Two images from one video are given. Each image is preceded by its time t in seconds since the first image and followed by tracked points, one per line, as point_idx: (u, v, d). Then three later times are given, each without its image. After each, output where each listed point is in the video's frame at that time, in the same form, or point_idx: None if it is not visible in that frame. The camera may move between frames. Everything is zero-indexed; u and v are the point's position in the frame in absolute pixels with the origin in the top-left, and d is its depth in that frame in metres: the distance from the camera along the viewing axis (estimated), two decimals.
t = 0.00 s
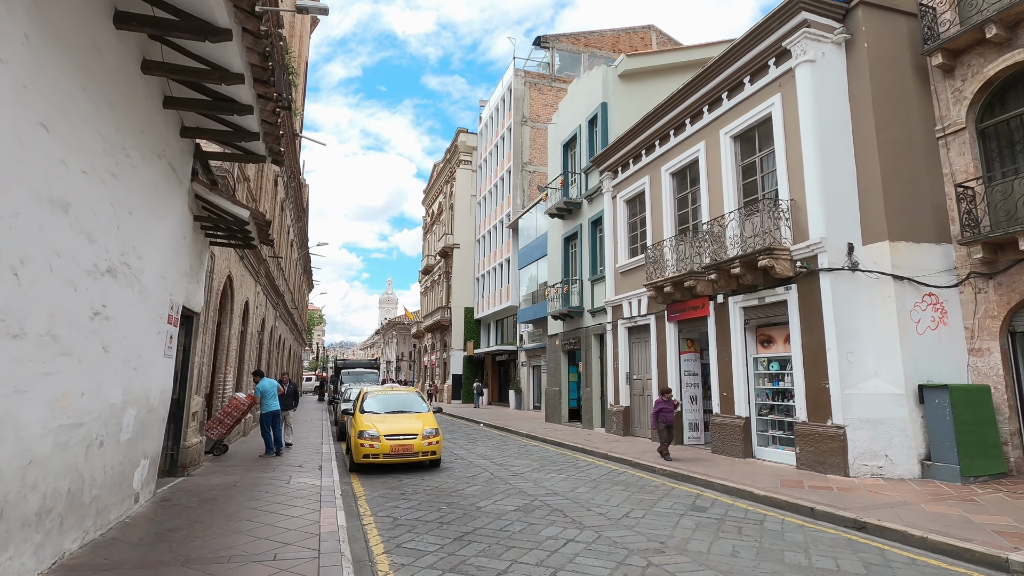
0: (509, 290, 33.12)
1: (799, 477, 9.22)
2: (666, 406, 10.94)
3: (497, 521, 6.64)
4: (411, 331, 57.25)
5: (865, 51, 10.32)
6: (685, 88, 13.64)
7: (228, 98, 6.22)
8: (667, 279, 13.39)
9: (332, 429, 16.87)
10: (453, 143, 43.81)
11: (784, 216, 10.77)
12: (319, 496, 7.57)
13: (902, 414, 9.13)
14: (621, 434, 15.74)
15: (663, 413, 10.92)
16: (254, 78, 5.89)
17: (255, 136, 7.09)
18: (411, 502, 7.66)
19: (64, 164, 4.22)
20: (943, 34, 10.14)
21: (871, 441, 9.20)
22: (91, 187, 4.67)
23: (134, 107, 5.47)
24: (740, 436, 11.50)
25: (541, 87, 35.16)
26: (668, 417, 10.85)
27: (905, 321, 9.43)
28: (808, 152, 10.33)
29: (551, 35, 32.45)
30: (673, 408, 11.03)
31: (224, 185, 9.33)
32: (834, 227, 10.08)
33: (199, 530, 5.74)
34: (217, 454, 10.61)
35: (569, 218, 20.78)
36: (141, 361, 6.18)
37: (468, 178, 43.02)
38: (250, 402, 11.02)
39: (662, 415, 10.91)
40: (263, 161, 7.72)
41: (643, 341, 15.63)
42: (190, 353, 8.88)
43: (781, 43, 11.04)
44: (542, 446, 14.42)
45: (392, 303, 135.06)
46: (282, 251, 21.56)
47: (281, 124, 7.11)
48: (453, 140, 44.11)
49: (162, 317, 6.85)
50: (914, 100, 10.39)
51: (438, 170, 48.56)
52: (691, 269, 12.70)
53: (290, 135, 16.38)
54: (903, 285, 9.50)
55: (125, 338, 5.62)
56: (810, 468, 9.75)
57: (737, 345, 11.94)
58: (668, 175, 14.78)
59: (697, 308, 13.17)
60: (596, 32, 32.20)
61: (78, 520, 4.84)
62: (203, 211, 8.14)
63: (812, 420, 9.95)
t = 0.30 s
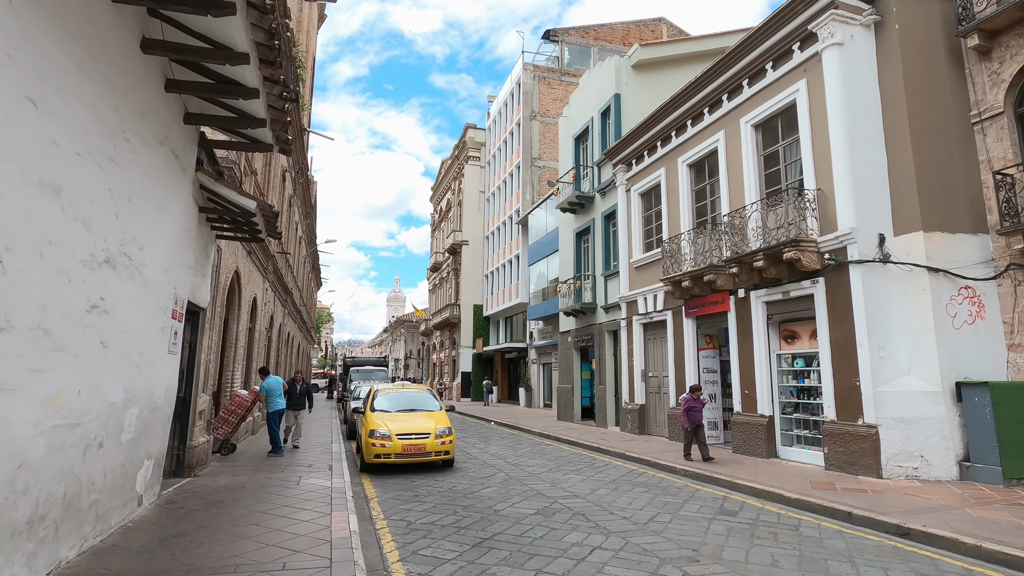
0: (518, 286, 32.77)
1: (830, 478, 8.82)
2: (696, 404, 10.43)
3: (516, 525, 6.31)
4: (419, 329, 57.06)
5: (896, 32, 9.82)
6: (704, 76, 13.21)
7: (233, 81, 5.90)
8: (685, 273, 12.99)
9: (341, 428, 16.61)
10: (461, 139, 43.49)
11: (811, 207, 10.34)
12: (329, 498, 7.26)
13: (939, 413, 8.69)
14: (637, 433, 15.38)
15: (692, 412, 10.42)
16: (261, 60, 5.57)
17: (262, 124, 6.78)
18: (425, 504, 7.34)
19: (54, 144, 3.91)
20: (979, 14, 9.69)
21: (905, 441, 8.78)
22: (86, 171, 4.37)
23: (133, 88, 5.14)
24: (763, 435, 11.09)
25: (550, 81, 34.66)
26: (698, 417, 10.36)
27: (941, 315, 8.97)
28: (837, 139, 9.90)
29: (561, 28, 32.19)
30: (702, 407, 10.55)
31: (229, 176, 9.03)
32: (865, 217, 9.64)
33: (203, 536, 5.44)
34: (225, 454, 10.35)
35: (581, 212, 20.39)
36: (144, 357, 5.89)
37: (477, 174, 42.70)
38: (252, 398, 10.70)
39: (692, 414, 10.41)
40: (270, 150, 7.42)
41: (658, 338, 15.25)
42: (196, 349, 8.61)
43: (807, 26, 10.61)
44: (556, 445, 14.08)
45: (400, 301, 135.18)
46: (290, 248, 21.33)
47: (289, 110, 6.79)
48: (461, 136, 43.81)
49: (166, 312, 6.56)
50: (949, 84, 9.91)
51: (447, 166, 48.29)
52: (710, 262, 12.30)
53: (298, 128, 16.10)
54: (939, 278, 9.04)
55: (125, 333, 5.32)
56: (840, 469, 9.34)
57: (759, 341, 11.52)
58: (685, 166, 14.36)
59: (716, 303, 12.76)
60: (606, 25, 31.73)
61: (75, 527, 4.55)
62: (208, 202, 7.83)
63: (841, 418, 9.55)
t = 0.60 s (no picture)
0: (527, 284, 32.36)
1: (863, 482, 8.38)
2: (730, 404, 9.96)
3: (537, 534, 5.93)
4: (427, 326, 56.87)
5: (930, 11, 9.31)
6: (723, 63, 12.75)
7: (235, 63, 5.54)
8: (704, 268, 12.55)
9: (350, 427, 16.31)
10: (469, 136, 43.10)
11: (839, 197, 9.87)
12: (339, 503, 6.92)
13: (980, 414, 8.22)
14: (653, 432, 14.96)
15: (726, 412, 9.93)
16: (263, 39, 5.20)
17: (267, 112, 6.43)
18: (439, 510, 6.98)
19: (35, 120, 3.57)
20: None
21: (943, 443, 8.31)
22: (74, 153, 4.03)
23: (127, 67, 4.79)
24: (789, 436, 10.65)
25: (559, 75, 34.18)
26: (731, 417, 9.89)
27: (981, 310, 8.48)
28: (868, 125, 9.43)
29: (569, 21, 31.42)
30: (735, 408, 10.08)
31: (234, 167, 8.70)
32: (898, 207, 9.16)
33: (204, 546, 5.09)
34: (231, 455, 10.07)
35: (593, 207, 19.95)
36: (142, 356, 5.55)
37: (485, 170, 42.30)
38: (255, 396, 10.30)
39: (724, 414, 9.94)
40: (275, 139, 7.07)
41: (675, 335, 14.81)
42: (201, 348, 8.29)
43: (835, 8, 10.13)
44: (571, 446, 13.69)
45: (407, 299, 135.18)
46: (298, 245, 21.04)
47: (295, 95, 6.43)
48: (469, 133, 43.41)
49: (166, 308, 6.23)
50: (987, 66, 9.39)
51: (454, 163, 47.92)
52: (731, 256, 11.84)
53: (304, 121, 15.76)
54: (978, 270, 8.55)
55: (121, 330, 4.98)
56: (873, 472, 8.89)
57: (783, 338, 11.07)
58: (703, 157, 13.90)
59: (737, 299, 12.31)
60: (616, 18, 31.19)
61: (66, 538, 4.22)
62: (211, 193, 7.50)
63: (874, 419, 9.10)
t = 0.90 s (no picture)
0: (537, 280, 31.98)
1: (900, 483, 7.96)
2: (764, 404, 9.54)
3: (562, 539, 5.57)
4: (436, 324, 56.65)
5: None
6: (744, 48, 12.31)
7: (241, 41, 5.22)
8: (725, 262, 12.13)
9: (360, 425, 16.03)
10: (477, 132, 42.73)
11: (870, 185, 9.42)
12: (351, 506, 6.60)
13: None
14: (670, 431, 14.57)
15: (761, 412, 9.50)
16: (271, 14, 4.87)
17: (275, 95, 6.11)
18: (456, 513, 6.64)
19: (20, 89, 3.25)
20: None
21: (986, 443, 7.88)
22: (66, 129, 3.72)
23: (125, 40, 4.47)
24: (816, 435, 10.23)
25: (569, 69, 33.71)
26: (767, 417, 9.47)
27: None
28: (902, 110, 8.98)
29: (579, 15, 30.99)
30: (771, 406, 9.65)
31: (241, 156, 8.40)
32: (935, 195, 8.71)
33: (210, 552, 4.78)
34: (239, 455, 9.85)
35: (606, 201, 19.54)
36: (144, 350, 5.24)
37: (494, 166, 41.92)
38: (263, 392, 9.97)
39: (759, 414, 9.51)
40: (283, 125, 6.75)
41: (693, 331, 14.40)
42: (207, 343, 8.00)
43: None
44: (586, 445, 13.33)
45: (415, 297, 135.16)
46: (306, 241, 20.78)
47: (304, 77, 6.10)
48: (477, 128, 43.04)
49: (171, 300, 5.93)
50: None
51: (463, 160, 47.56)
52: (754, 249, 11.41)
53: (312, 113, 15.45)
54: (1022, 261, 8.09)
55: (121, 323, 4.68)
56: (909, 473, 8.47)
57: (810, 333, 10.64)
58: (722, 147, 13.46)
59: (759, 293, 11.89)
60: (627, 10, 30.67)
61: (61, 546, 3.92)
62: (217, 182, 7.19)
63: (909, 417, 8.68)
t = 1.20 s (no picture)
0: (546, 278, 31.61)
1: (937, 489, 7.55)
2: (801, 404, 9.05)
3: (586, 551, 5.22)
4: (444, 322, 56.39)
5: None
6: (764, 35, 11.86)
7: (243, 20, 4.89)
8: (744, 257, 11.72)
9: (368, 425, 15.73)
10: (484, 128, 42.38)
11: (902, 175, 8.97)
12: (360, 512, 6.27)
13: None
14: (686, 431, 14.18)
15: (797, 413, 9.04)
16: None
17: (280, 80, 5.77)
18: (471, 520, 6.29)
19: None
20: None
21: None
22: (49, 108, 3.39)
23: (116, 15, 4.14)
24: (842, 437, 9.82)
25: (578, 64, 33.26)
26: (804, 418, 9.02)
27: None
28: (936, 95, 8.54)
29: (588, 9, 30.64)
30: (804, 405, 9.22)
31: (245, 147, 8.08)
32: (972, 185, 8.26)
33: (211, 565, 4.46)
34: (246, 455, 9.61)
35: (617, 196, 19.13)
36: (141, 349, 4.93)
37: (501, 163, 41.55)
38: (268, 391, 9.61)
39: (796, 415, 9.03)
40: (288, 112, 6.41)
41: (709, 328, 13.99)
42: (210, 342, 7.70)
43: None
44: (600, 446, 12.95)
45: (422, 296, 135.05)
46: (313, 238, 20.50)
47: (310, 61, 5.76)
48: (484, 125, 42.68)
49: (170, 297, 5.62)
50: None
51: (470, 157, 47.21)
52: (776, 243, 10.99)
53: (318, 107, 15.14)
54: None
55: (115, 320, 4.36)
56: (945, 477, 8.05)
57: (835, 330, 10.22)
58: (740, 139, 13.03)
59: (780, 289, 11.46)
60: (636, 4, 30.22)
61: (48, 562, 3.60)
62: (219, 173, 6.86)
63: (945, 419, 8.25)
